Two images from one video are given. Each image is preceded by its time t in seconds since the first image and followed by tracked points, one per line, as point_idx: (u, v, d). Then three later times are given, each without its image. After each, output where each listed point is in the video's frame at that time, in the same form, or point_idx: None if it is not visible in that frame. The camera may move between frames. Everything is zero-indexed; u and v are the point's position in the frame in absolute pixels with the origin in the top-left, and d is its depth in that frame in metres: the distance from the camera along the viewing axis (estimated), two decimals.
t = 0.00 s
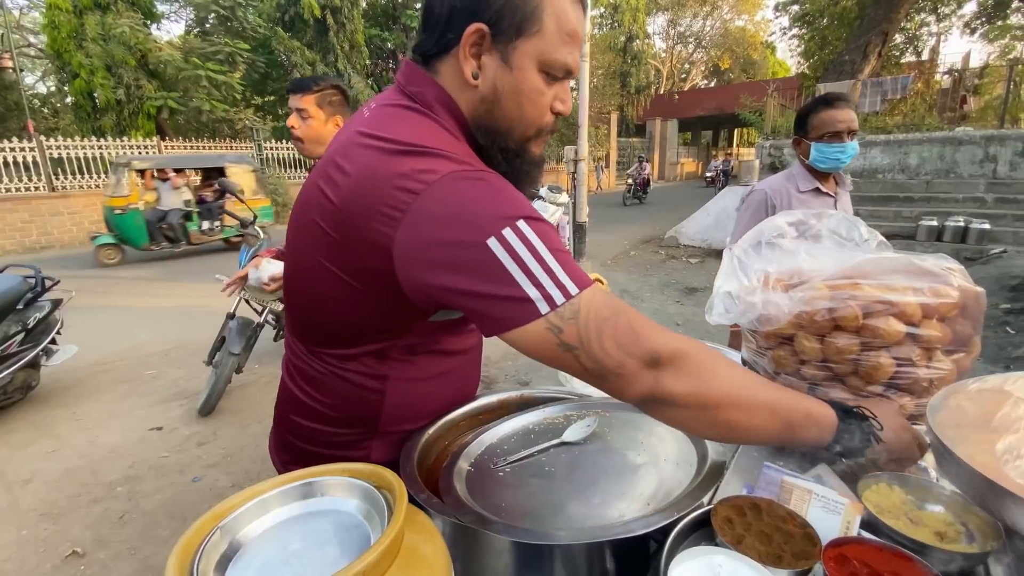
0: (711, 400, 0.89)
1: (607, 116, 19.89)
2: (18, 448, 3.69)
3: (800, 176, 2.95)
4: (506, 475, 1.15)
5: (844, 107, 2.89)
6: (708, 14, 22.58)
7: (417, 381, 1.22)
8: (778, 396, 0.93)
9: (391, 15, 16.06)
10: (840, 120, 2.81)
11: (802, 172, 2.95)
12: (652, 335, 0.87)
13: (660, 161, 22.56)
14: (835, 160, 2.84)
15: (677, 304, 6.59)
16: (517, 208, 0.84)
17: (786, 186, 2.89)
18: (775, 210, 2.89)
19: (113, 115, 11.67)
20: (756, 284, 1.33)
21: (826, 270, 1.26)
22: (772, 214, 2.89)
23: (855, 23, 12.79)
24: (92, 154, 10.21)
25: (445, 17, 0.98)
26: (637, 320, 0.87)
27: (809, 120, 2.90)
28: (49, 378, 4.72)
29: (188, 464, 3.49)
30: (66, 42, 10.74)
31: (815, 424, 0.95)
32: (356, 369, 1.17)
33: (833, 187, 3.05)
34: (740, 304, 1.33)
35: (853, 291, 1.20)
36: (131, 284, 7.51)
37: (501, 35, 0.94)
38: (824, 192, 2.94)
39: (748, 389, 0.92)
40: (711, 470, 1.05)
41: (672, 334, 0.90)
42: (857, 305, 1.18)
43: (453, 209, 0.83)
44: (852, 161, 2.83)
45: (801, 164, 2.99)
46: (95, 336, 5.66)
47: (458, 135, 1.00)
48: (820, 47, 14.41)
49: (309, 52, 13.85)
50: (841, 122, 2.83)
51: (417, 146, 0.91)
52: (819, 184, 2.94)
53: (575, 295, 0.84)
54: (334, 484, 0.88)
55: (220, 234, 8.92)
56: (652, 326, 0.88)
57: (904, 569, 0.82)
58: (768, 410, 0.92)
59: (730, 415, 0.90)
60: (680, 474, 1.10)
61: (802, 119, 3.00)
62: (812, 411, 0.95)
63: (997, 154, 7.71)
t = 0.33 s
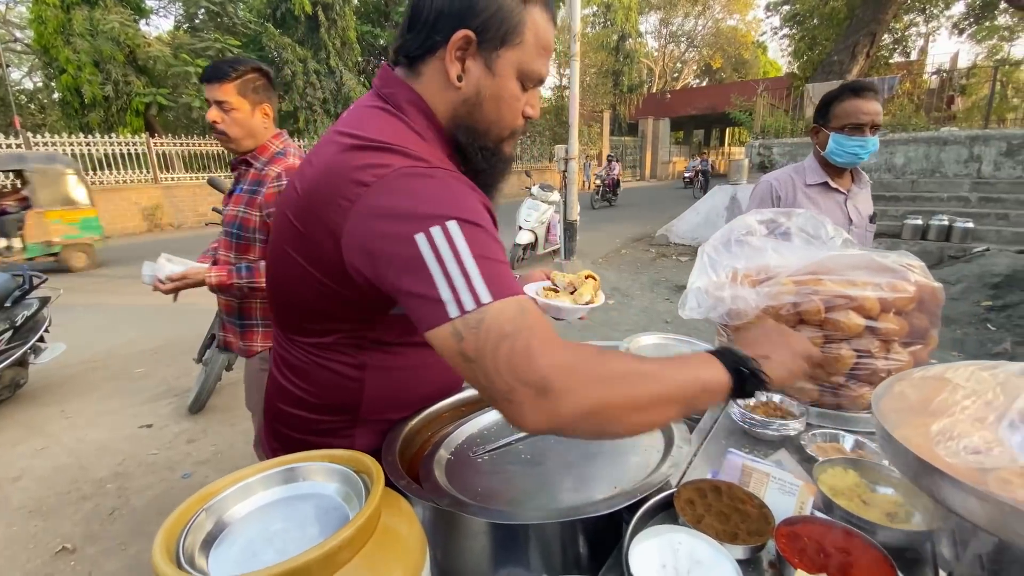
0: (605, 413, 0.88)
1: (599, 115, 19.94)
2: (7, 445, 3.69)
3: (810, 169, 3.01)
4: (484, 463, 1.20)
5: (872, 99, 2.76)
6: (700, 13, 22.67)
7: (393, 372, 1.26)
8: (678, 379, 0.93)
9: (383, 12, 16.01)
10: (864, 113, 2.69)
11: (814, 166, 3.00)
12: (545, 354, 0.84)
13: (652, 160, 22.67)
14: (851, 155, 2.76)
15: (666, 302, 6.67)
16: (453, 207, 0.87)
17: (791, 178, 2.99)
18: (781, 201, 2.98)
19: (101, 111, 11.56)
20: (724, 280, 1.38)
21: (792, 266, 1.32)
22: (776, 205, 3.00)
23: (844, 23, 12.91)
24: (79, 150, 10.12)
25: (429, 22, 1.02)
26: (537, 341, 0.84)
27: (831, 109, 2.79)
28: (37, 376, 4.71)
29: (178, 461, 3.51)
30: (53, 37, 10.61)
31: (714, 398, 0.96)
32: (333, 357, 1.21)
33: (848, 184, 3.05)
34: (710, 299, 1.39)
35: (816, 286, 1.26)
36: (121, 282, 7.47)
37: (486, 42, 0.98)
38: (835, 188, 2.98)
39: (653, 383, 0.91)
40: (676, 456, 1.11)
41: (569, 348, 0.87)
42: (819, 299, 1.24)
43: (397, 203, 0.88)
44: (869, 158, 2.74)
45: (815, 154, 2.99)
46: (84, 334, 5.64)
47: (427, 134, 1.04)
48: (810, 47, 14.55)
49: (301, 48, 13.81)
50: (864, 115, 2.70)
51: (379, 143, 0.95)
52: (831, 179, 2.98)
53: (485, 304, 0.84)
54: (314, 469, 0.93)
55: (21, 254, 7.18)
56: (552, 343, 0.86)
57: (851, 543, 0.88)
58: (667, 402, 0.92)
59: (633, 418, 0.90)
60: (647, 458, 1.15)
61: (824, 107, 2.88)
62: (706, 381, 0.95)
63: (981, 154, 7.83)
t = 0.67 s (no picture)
0: (423, 335, 1.03)
1: (586, 113, 20.04)
2: None
3: (835, 166, 2.98)
4: (463, 449, 1.23)
5: (907, 93, 2.65)
6: (686, 13, 22.87)
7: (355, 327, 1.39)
8: (465, 283, 1.10)
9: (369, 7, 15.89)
10: (893, 108, 2.60)
11: (840, 164, 2.96)
12: (365, 292, 0.96)
13: (639, 158, 22.82)
14: (879, 151, 2.69)
15: (650, 298, 6.76)
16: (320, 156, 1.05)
17: (811, 176, 3.01)
18: (802, 200, 3.02)
19: (78, 105, 11.31)
20: (697, 272, 1.43)
21: (761, 259, 1.37)
22: (797, 204, 3.05)
23: (825, 24, 13.13)
24: (56, 145, 9.89)
25: (372, 16, 1.25)
26: (361, 280, 0.98)
27: (863, 103, 2.72)
28: (13, 375, 4.62)
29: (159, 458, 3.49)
30: (29, 29, 10.35)
31: (495, 281, 1.15)
32: (289, 312, 1.38)
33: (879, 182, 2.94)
34: (684, 290, 1.43)
35: (784, 277, 1.31)
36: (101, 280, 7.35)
37: (418, 26, 1.19)
38: (862, 186, 2.91)
39: (450, 287, 1.07)
40: (648, 439, 1.15)
41: (392, 286, 0.99)
42: (786, 289, 1.29)
43: (288, 159, 1.09)
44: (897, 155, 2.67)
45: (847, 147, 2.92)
46: (62, 332, 5.54)
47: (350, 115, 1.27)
48: (792, 49, 14.79)
49: (285, 43, 13.76)
50: (894, 110, 2.61)
51: (301, 116, 1.19)
52: (859, 178, 2.91)
53: (332, 243, 1.00)
54: (294, 454, 0.95)
55: None
56: (370, 286, 0.97)
57: (810, 520, 0.92)
58: (468, 305, 1.09)
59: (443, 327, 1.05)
60: (619, 438, 1.20)
61: (859, 98, 2.80)
62: (496, 273, 1.15)
63: (956, 154, 8.03)
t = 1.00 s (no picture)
0: (319, 292, 1.15)
1: (568, 111, 20.17)
2: None
3: (856, 159, 2.88)
4: (437, 430, 1.29)
5: (930, 88, 2.54)
6: (666, 13, 23.12)
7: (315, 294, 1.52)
8: (374, 251, 1.22)
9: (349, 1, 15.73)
10: (905, 104, 2.54)
11: (862, 155, 2.85)
12: (271, 250, 1.14)
13: (620, 157, 23.00)
14: (889, 148, 2.64)
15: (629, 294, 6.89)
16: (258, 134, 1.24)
17: (830, 167, 2.93)
18: (816, 189, 2.96)
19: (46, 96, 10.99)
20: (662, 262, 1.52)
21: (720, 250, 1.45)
22: (811, 193, 2.99)
23: (800, 27, 13.40)
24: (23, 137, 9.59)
25: (341, 20, 1.42)
26: (272, 240, 1.15)
27: (878, 99, 2.66)
28: None
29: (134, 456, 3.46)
30: None
31: (403, 259, 1.26)
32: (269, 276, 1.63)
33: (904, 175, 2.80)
34: (648, 280, 1.52)
35: (740, 267, 1.39)
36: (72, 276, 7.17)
37: (372, 27, 1.33)
38: (880, 180, 2.79)
39: (355, 250, 1.20)
40: (611, 415, 1.23)
41: (296, 248, 1.14)
42: (743, 278, 1.36)
43: (247, 139, 1.33)
44: (909, 152, 2.61)
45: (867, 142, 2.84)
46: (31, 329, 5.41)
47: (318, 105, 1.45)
48: (769, 50, 15.09)
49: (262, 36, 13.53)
50: (904, 107, 2.55)
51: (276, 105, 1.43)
52: (877, 171, 2.78)
53: (255, 210, 1.20)
54: (271, 434, 0.99)
55: None
56: (278, 246, 1.14)
57: (756, 487, 1.01)
58: (370, 272, 1.20)
59: (342, 286, 1.17)
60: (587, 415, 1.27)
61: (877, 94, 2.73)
62: (403, 246, 1.27)
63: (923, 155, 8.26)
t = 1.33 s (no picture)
0: (242, 306, 1.28)
1: (547, 111, 20.32)
2: None
3: (843, 169, 3.07)
4: (432, 426, 1.40)
5: (907, 103, 2.73)
6: (645, 15, 23.45)
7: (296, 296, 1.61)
8: (292, 272, 1.29)
9: None
10: (880, 117, 2.73)
11: (848, 166, 3.05)
12: (207, 265, 1.31)
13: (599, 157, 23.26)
14: (866, 159, 2.83)
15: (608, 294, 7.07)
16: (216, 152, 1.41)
17: (819, 175, 3.13)
18: (804, 197, 3.16)
19: (11, 88, 10.66)
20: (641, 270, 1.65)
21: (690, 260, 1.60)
22: (799, 200, 3.19)
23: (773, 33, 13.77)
24: None
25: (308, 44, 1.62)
26: (209, 256, 1.32)
27: (861, 112, 2.86)
28: None
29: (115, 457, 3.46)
30: None
31: (319, 284, 1.31)
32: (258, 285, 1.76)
33: (885, 186, 2.98)
34: (627, 286, 1.66)
35: (709, 275, 1.53)
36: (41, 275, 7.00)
37: (317, 42, 1.52)
38: (863, 189, 2.97)
39: (278, 269, 1.29)
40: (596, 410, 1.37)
41: (225, 264, 1.30)
42: (711, 286, 1.51)
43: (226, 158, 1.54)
44: (885, 163, 2.78)
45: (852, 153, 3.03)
46: None
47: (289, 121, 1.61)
48: (743, 54, 15.48)
49: (237, 29, 13.30)
50: (881, 121, 2.74)
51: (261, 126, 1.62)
52: (861, 180, 2.97)
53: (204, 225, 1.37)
54: (287, 430, 1.09)
55: None
56: (213, 261, 1.30)
57: (718, 472, 1.15)
58: (283, 296, 1.28)
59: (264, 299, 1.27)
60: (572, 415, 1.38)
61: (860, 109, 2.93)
62: (310, 278, 1.30)
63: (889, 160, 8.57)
